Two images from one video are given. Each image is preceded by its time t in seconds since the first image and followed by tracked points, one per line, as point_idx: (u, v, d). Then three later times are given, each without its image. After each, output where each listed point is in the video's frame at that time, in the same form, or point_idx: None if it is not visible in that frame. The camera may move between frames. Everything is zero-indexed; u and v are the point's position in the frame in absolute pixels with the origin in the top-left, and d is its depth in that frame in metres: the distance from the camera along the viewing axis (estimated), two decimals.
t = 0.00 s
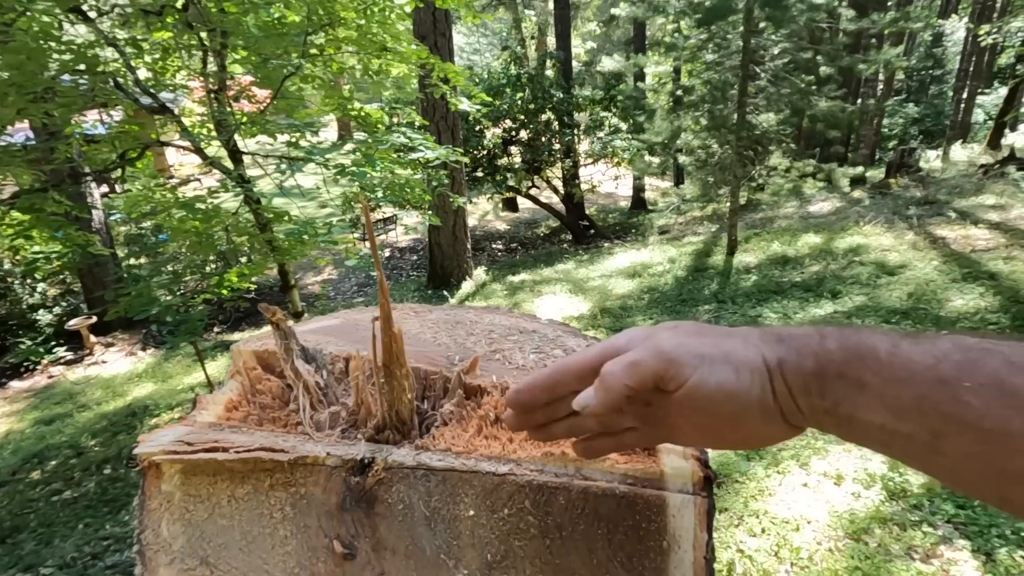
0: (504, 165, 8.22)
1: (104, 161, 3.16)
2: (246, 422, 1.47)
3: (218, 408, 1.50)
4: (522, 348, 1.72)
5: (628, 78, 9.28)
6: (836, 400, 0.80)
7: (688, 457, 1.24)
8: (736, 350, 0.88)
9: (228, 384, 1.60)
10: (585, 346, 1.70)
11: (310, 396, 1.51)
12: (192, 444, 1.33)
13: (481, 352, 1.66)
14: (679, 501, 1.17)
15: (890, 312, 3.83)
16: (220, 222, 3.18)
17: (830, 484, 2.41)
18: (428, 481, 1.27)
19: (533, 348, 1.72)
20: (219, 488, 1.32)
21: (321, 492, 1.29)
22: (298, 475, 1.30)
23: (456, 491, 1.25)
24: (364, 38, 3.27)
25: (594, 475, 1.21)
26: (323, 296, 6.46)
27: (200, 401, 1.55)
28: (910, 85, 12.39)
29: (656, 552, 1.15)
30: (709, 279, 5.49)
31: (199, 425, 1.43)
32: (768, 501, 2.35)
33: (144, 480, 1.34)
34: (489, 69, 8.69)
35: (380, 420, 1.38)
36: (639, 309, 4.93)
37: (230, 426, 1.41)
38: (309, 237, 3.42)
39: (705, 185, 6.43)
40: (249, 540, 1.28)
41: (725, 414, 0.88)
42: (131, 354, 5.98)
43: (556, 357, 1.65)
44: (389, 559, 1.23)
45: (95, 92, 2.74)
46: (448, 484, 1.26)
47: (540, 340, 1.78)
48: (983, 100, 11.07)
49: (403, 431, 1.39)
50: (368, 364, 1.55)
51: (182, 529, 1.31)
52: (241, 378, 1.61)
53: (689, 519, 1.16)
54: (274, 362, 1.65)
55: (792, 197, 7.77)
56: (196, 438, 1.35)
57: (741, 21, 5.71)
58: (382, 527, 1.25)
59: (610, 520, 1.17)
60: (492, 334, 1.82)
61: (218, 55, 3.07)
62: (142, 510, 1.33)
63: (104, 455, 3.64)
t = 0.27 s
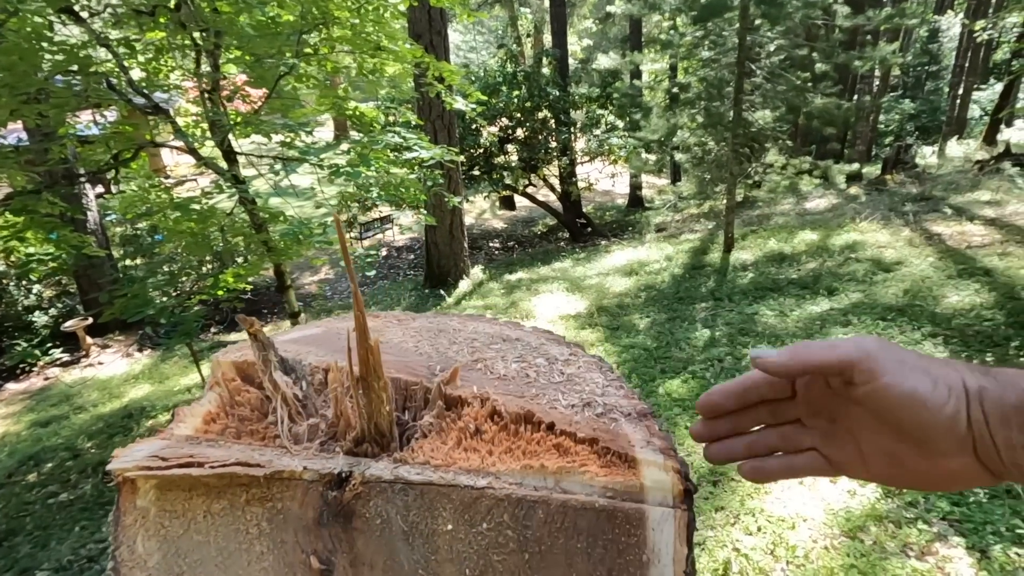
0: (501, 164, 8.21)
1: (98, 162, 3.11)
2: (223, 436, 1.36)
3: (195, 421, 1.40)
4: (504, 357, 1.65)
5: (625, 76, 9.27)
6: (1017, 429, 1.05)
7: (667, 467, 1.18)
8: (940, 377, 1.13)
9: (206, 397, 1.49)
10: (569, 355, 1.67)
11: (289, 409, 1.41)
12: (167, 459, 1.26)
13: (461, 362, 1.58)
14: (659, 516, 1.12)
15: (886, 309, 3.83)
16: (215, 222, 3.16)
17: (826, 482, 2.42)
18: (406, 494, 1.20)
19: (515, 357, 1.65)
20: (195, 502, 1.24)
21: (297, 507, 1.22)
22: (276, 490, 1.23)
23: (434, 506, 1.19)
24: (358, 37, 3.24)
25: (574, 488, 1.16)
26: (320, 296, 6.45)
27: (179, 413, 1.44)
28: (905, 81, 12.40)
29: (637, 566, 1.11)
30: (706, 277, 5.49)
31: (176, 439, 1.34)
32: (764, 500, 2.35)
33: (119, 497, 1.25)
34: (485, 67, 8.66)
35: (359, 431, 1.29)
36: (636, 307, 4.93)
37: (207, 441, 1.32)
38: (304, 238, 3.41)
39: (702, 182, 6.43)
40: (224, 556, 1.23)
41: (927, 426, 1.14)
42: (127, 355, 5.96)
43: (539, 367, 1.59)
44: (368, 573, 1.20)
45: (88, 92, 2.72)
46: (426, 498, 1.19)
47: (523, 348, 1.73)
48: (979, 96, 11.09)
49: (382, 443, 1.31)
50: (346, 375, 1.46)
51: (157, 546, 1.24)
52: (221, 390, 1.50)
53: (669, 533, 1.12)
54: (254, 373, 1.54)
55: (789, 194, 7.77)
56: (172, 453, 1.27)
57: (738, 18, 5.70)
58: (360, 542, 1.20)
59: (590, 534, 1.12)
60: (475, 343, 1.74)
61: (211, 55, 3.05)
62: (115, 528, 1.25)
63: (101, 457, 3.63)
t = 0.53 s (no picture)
0: (499, 163, 8.18)
1: (92, 163, 3.05)
2: (211, 444, 1.33)
3: (182, 429, 1.37)
4: (501, 361, 1.64)
5: (622, 74, 9.25)
6: (849, 392, 1.19)
7: (669, 476, 1.17)
8: (809, 346, 1.30)
9: (194, 403, 1.46)
10: (565, 359, 1.66)
11: (279, 416, 1.39)
12: (152, 470, 1.22)
13: (457, 367, 1.57)
14: (659, 525, 1.12)
15: (885, 307, 3.83)
16: (211, 222, 3.12)
17: (825, 481, 2.42)
18: (398, 505, 1.19)
19: (512, 361, 1.64)
20: (181, 514, 1.22)
21: (288, 518, 1.21)
22: (264, 501, 1.21)
23: (428, 516, 1.17)
24: (354, 35, 3.21)
25: (572, 497, 1.15)
26: (317, 296, 6.43)
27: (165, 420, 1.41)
28: (902, 78, 12.41)
29: None
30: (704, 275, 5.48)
31: (162, 448, 1.31)
32: (763, 499, 2.35)
33: (103, 509, 1.22)
34: (482, 66, 8.64)
35: (351, 439, 1.28)
36: (634, 306, 4.92)
37: (194, 449, 1.30)
38: (301, 239, 3.39)
39: (700, 180, 6.42)
40: (214, 567, 1.22)
41: (781, 382, 1.29)
42: (124, 356, 5.93)
43: (536, 372, 1.58)
44: None
45: (83, 93, 2.70)
46: (419, 508, 1.18)
47: (520, 351, 1.72)
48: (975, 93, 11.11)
49: (375, 451, 1.29)
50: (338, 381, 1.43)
51: (143, 558, 1.22)
52: (209, 397, 1.46)
53: (670, 543, 1.11)
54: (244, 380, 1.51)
55: (786, 192, 7.77)
56: (157, 463, 1.24)
57: (735, 15, 5.68)
58: (351, 554, 1.20)
59: (588, 545, 1.12)
60: (471, 347, 1.73)
61: (206, 54, 3.03)
62: (101, 539, 1.23)
63: (98, 459, 3.61)
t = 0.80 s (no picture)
0: (496, 161, 8.17)
1: (88, 162, 3.04)
2: (206, 447, 1.33)
3: (177, 432, 1.36)
4: (501, 361, 1.63)
5: (620, 72, 9.24)
6: (765, 379, 1.13)
7: (676, 478, 1.15)
8: (732, 329, 1.25)
9: (188, 405, 1.45)
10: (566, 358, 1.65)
11: (276, 418, 1.38)
12: (144, 474, 1.21)
13: (457, 367, 1.57)
14: (666, 527, 1.11)
15: (882, 303, 3.83)
16: (207, 221, 3.09)
17: (825, 478, 2.42)
18: (398, 509, 1.18)
19: (513, 360, 1.64)
20: (175, 520, 1.21)
21: (286, 522, 1.20)
22: (261, 505, 1.20)
23: (429, 520, 1.16)
24: (350, 33, 3.20)
25: (577, 500, 1.14)
26: (314, 295, 6.41)
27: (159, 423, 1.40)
28: (899, 75, 12.42)
29: None
30: (702, 273, 5.47)
31: (155, 451, 1.30)
32: (763, 496, 2.35)
33: (95, 515, 1.22)
34: (479, 63, 8.61)
35: (349, 441, 1.26)
36: (632, 304, 4.92)
37: (188, 453, 1.29)
38: (299, 238, 3.37)
39: (697, 177, 6.42)
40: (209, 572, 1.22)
41: (708, 370, 1.24)
42: (121, 356, 5.91)
43: (538, 371, 1.57)
44: None
45: (78, 92, 2.66)
46: (420, 512, 1.17)
47: (521, 351, 1.71)
48: (971, 90, 11.13)
49: (374, 453, 1.28)
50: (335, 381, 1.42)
51: (136, 564, 1.22)
52: (203, 399, 1.45)
53: (678, 545, 1.10)
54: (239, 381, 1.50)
55: (783, 188, 7.77)
56: (149, 468, 1.23)
57: (732, 13, 5.67)
58: (350, 558, 1.20)
59: (592, 548, 1.11)
60: (471, 346, 1.72)
61: (201, 53, 3.01)
62: (93, 545, 1.23)
63: (95, 460, 3.59)
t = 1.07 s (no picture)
0: (494, 158, 8.15)
1: (84, 161, 3.04)
2: (194, 450, 1.32)
3: (165, 434, 1.35)
4: (493, 362, 1.63)
5: (617, 69, 9.23)
6: (755, 389, 1.04)
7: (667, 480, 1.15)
8: (720, 338, 1.18)
9: (177, 407, 1.44)
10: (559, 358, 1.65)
11: (265, 421, 1.37)
12: (131, 477, 1.20)
13: (448, 368, 1.56)
14: (659, 531, 1.10)
15: (879, 301, 3.84)
16: (205, 219, 3.08)
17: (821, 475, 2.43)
18: (388, 512, 1.16)
19: (505, 361, 1.64)
20: (163, 523, 1.19)
21: (275, 526, 1.19)
22: (250, 509, 1.19)
23: (419, 523, 1.15)
24: (347, 30, 3.18)
25: (568, 502, 1.13)
26: (312, 293, 6.40)
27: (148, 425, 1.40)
28: (896, 72, 12.43)
29: None
30: (700, 270, 5.47)
31: (142, 454, 1.29)
32: (760, 493, 2.35)
33: (81, 518, 1.20)
34: (476, 60, 8.59)
35: (338, 443, 1.25)
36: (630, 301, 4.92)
37: (176, 455, 1.28)
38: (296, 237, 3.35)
39: (695, 175, 6.41)
40: None
41: (697, 380, 1.18)
42: (117, 355, 5.89)
43: (529, 372, 1.58)
44: None
45: (72, 89, 2.63)
46: (410, 516, 1.16)
47: (513, 351, 1.71)
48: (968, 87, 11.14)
49: (364, 456, 1.27)
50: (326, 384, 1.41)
51: (122, 569, 1.19)
52: (192, 400, 1.45)
53: (670, 548, 1.09)
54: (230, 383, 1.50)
55: (781, 186, 7.78)
56: (136, 471, 1.22)
57: (730, 10, 5.67)
58: (340, 562, 1.18)
59: (585, 552, 1.10)
60: (463, 347, 1.72)
61: (197, 50, 2.99)
62: (79, 549, 1.20)
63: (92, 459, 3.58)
